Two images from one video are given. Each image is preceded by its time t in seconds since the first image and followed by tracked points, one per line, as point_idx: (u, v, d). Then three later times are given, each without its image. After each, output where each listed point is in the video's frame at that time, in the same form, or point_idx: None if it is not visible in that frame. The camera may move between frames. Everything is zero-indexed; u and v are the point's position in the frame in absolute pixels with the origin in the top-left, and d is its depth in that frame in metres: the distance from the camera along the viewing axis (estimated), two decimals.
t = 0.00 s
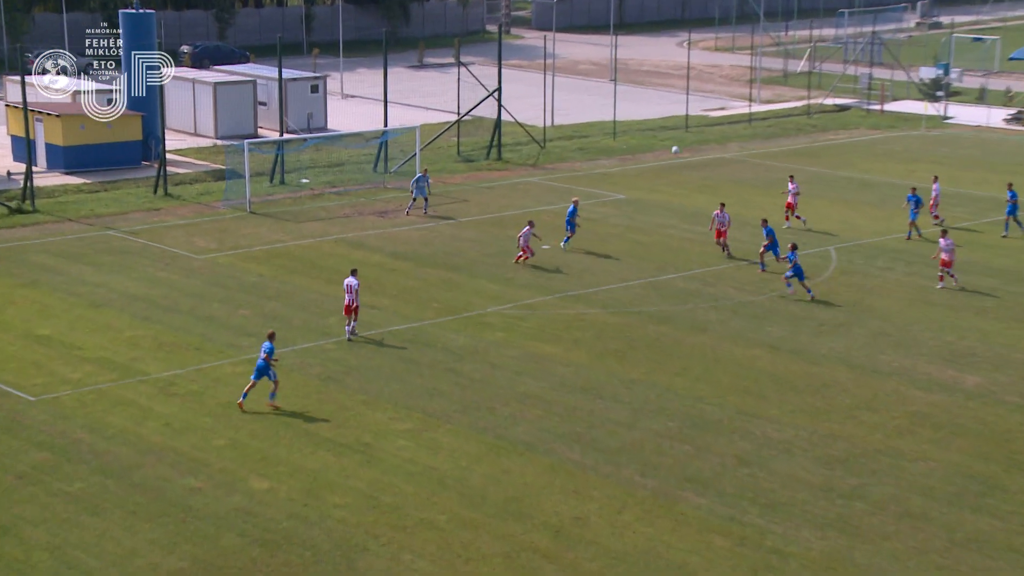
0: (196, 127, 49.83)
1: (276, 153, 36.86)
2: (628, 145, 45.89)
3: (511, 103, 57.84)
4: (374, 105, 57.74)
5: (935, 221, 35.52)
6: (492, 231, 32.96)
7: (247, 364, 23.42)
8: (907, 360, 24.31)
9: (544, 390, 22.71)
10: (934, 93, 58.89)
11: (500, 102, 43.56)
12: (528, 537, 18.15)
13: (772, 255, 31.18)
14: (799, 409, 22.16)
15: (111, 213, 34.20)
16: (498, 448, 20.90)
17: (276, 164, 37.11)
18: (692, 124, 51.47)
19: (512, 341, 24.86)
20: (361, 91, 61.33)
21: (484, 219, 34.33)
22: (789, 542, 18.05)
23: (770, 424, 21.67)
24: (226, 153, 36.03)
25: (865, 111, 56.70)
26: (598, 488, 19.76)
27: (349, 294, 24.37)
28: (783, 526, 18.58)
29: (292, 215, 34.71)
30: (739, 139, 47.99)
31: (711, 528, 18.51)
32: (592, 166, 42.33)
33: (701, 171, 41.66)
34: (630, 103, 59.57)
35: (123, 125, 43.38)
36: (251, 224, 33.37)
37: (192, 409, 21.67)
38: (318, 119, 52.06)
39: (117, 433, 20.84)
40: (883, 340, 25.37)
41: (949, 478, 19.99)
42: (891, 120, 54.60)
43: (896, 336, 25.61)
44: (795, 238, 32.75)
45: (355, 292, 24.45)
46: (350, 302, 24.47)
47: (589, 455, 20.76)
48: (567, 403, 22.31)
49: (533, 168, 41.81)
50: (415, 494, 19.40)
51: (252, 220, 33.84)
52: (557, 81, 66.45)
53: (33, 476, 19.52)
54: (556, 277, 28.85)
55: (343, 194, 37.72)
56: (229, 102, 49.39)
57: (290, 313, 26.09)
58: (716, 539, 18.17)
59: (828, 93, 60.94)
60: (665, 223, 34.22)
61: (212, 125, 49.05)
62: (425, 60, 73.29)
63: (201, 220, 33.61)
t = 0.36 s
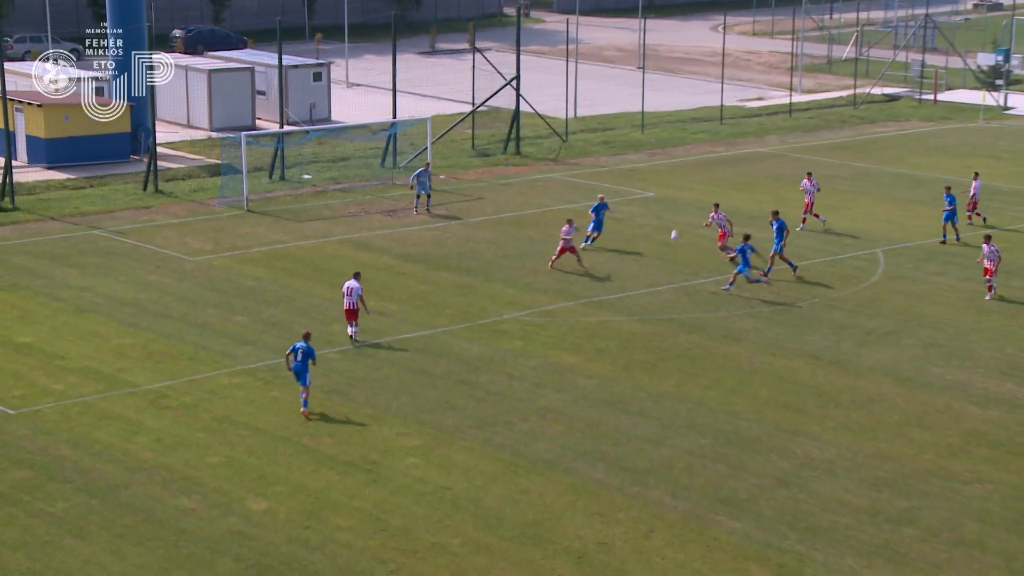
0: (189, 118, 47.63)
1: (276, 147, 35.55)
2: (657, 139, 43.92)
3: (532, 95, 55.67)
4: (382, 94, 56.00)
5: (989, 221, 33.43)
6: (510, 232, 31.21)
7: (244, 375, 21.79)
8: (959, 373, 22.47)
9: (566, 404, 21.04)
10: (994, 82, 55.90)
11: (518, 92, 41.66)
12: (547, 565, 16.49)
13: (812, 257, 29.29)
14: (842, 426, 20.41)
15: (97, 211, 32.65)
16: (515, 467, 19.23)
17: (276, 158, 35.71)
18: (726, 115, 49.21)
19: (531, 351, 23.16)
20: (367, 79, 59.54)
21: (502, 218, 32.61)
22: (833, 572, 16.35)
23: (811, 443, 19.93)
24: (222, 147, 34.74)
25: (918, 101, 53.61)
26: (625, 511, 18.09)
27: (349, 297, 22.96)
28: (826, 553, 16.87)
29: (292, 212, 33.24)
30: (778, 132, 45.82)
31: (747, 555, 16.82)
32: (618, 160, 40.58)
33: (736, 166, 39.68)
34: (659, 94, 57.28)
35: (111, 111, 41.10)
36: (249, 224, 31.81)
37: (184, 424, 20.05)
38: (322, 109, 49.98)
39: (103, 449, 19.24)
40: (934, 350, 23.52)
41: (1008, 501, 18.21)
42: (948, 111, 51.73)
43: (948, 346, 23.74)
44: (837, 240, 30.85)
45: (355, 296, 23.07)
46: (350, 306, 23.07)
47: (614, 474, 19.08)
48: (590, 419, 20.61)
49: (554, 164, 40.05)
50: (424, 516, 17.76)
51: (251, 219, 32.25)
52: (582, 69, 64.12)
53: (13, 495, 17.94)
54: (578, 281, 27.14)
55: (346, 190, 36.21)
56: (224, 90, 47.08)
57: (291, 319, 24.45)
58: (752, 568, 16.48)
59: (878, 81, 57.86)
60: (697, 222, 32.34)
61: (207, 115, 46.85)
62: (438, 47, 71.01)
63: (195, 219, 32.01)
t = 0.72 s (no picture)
0: (200, 112, 46.67)
1: (291, 143, 34.60)
2: (692, 134, 42.78)
3: (562, 88, 54.52)
4: (400, 85, 54.94)
5: None
6: (537, 232, 30.16)
7: (257, 382, 20.83)
8: (1013, 383, 21.26)
9: (595, 414, 20.00)
10: None
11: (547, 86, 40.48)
12: None
13: (855, 259, 28.11)
14: (889, 440, 19.27)
15: (103, 209, 31.80)
16: (542, 480, 18.20)
17: (290, 154, 34.72)
18: (765, 110, 47.95)
19: (558, 357, 22.10)
20: (386, 71, 58.53)
21: (528, 218, 31.57)
22: None
23: (855, 456, 18.82)
24: (233, 142, 33.87)
25: (970, 93, 52.07)
26: (657, 527, 17.03)
27: (359, 290, 22.78)
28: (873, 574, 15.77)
29: (308, 211, 32.26)
30: (820, 128, 44.57)
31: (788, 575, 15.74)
32: (650, 157, 39.50)
33: (775, 163, 38.53)
34: (695, 86, 56.15)
35: (110, 104, 39.54)
36: (262, 222, 30.88)
37: (194, 433, 19.10)
38: (338, 103, 49.04)
39: (108, 460, 18.29)
40: (985, 358, 22.32)
41: None
42: (1001, 104, 50.25)
43: (1000, 353, 22.54)
44: (883, 241, 29.66)
45: (365, 288, 22.81)
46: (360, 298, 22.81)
47: (646, 488, 18.03)
48: (621, 429, 19.55)
49: (583, 160, 38.99)
50: (444, 532, 16.74)
51: (264, 218, 31.32)
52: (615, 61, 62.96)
53: (14, 507, 17.01)
54: (607, 284, 26.09)
55: (365, 188, 35.07)
56: (237, 83, 46.13)
57: (307, 323, 23.48)
58: None
59: (926, 73, 56.32)
60: (734, 222, 31.21)
61: (219, 109, 45.97)
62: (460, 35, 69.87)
63: (204, 218, 31.12)
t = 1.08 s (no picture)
0: (202, 104, 45.67)
1: (298, 135, 33.35)
2: (723, 128, 41.71)
3: (587, 78, 53.48)
4: (414, 76, 53.94)
5: None
6: (559, 231, 29.13)
7: (261, 389, 19.83)
8: None
9: (618, 423, 18.95)
10: None
11: (568, 77, 39.35)
12: None
13: (893, 260, 26.98)
14: (930, 452, 18.17)
15: (100, 206, 30.86)
16: (562, 492, 17.15)
17: (297, 147, 34.09)
18: (800, 102, 46.82)
19: (578, 363, 21.05)
20: (397, 61, 57.43)
21: (549, 215, 30.55)
22: None
23: (895, 469, 17.73)
24: (238, 135, 33.30)
25: (1015, 84, 50.83)
26: (684, 543, 15.97)
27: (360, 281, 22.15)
28: None
29: (314, 208, 31.22)
30: (857, 121, 43.42)
31: None
32: (678, 151, 38.45)
33: (807, 158, 37.42)
34: (725, 76, 55.07)
35: (110, 93, 38.80)
36: (268, 220, 29.91)
37: (194, 443, 18.10)
38: (348, 94, 48.00)
39: (103, 470, 17.31)
40: None
41: None
42: None
43: None
44: (924, 240, 28.53)
45: (365, 280, 22.16)
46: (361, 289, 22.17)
47: (672, 502, 16.97)
48: (645, 440, 18.49)
49: (608, 155, 37.97)
50: (457, 548, 15.71)
51: (269, 215, 30.34)
52: (642, 50, 61.76)
53: (4, 521, 16.02)
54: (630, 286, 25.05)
55: (375, 184, 33.87)
56: (241, 75, 45.15)
57: (315, 326, 22.48)
58: None
59: (969, 63, 55.05)
60: (767, 220, 30.15)
61: (222, 101, 45.02)
62: (476, 22, 68.65)
63: (205, 215, 30.18)
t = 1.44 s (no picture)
0: (221, 93, 44.91)
1: (323, 125, 32.53)
2: (771, 119, 40.68)
3: (630, 66, 52.48)
4: (445, 64, 53.01)
5: None
6: (598, 228, 28.18)
7: (286, 393, 18.96)
8: None
9: (661, 432, 17.99)
10: None
11: (608, 66, 38.34)
12: None
13: (951, 260, 25.88)
14: (993, 465, 17.11)
15: (116, 201, 30.08)
16: (601, 504, 16.21)
17: (321, 140, 32.79)
18: (852, 92, 45.67)
19: (617, 368, 20.10)
20: (427, 49, 56.51)
21: (589, 211, 29.62)
22: None
23: (955, 482, 16.70)
24: (260, 126, 32.10)
25: None
26: (732, 559, 15.00)
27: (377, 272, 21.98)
28: None
29: (338, 203, 30.41)
30: (914, 112, 42.25)
31: None
32: (724, 144, 37.46)
33: (859, 152, 36.28)
34: (774, 64, 53.96)
35: (109, 89, 37.66)
36: (290, 215, 29.05)
37: (214, 450, 17.25)
38: (375, 83, 47.11)
39: (119, 478, 16.47)
40: None
41: None
42: None
43: None
44: (984, 239, 27.42)
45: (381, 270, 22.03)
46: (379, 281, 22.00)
47: (718, 515, 16.00)
48: (690, 449, 17.53)
49: (649, 147, 37.01)
50: (491, 563, 14.78)
51: (291, 211, 29.48)
52: (686, 37, 60.50)
53: (15, 531, 15.20)
54: (672, 286, 24.08)
55: (404, 178, 33.12)
56: (262, 64, 44.37)
57: (341, 328, 21.60)
58: None
59: None
60: (819, 216, 29.16)
61: (243, 91, 44.23)
62: (512, 8, 67.66)
63: (226, 211, 29.35)
